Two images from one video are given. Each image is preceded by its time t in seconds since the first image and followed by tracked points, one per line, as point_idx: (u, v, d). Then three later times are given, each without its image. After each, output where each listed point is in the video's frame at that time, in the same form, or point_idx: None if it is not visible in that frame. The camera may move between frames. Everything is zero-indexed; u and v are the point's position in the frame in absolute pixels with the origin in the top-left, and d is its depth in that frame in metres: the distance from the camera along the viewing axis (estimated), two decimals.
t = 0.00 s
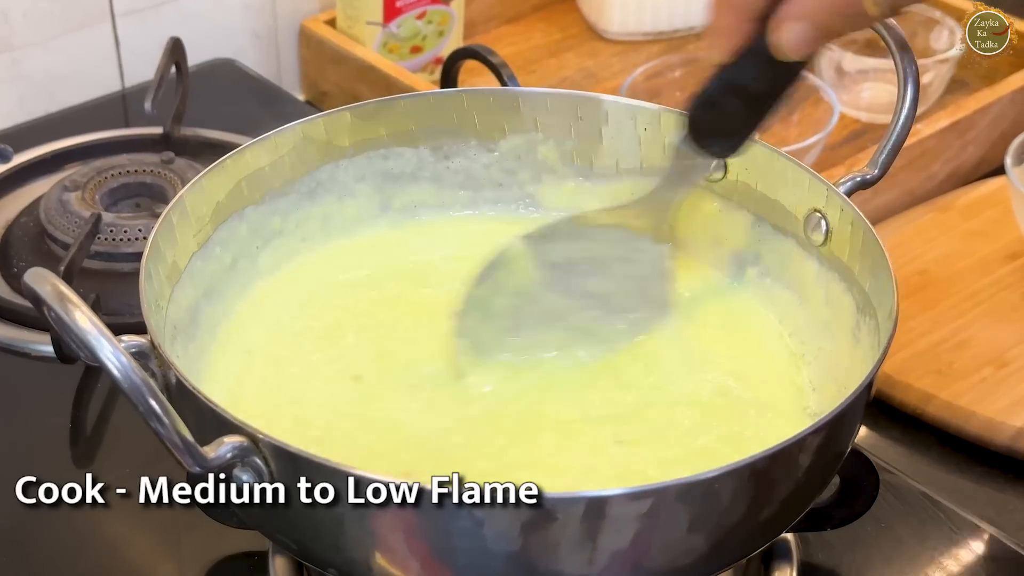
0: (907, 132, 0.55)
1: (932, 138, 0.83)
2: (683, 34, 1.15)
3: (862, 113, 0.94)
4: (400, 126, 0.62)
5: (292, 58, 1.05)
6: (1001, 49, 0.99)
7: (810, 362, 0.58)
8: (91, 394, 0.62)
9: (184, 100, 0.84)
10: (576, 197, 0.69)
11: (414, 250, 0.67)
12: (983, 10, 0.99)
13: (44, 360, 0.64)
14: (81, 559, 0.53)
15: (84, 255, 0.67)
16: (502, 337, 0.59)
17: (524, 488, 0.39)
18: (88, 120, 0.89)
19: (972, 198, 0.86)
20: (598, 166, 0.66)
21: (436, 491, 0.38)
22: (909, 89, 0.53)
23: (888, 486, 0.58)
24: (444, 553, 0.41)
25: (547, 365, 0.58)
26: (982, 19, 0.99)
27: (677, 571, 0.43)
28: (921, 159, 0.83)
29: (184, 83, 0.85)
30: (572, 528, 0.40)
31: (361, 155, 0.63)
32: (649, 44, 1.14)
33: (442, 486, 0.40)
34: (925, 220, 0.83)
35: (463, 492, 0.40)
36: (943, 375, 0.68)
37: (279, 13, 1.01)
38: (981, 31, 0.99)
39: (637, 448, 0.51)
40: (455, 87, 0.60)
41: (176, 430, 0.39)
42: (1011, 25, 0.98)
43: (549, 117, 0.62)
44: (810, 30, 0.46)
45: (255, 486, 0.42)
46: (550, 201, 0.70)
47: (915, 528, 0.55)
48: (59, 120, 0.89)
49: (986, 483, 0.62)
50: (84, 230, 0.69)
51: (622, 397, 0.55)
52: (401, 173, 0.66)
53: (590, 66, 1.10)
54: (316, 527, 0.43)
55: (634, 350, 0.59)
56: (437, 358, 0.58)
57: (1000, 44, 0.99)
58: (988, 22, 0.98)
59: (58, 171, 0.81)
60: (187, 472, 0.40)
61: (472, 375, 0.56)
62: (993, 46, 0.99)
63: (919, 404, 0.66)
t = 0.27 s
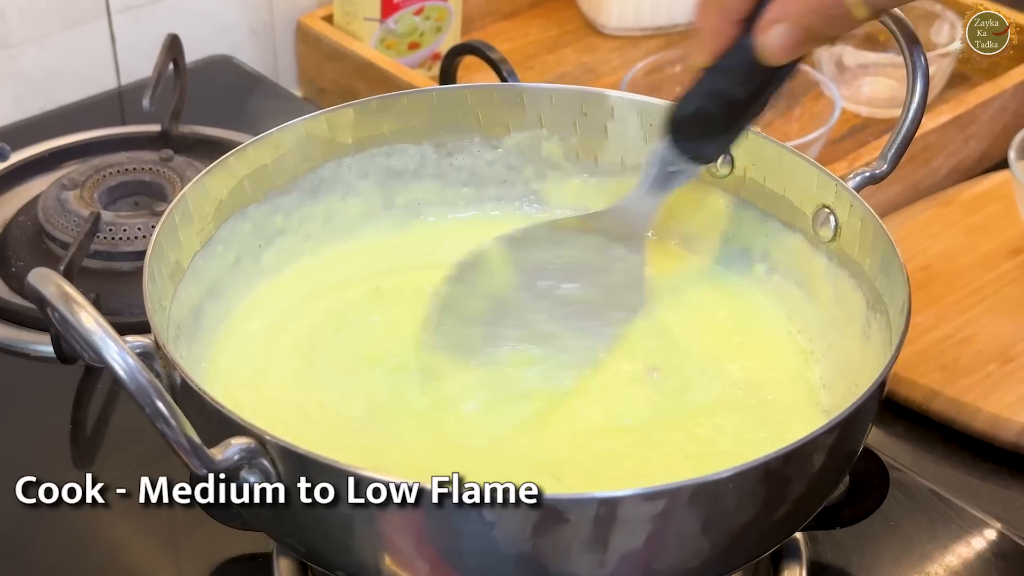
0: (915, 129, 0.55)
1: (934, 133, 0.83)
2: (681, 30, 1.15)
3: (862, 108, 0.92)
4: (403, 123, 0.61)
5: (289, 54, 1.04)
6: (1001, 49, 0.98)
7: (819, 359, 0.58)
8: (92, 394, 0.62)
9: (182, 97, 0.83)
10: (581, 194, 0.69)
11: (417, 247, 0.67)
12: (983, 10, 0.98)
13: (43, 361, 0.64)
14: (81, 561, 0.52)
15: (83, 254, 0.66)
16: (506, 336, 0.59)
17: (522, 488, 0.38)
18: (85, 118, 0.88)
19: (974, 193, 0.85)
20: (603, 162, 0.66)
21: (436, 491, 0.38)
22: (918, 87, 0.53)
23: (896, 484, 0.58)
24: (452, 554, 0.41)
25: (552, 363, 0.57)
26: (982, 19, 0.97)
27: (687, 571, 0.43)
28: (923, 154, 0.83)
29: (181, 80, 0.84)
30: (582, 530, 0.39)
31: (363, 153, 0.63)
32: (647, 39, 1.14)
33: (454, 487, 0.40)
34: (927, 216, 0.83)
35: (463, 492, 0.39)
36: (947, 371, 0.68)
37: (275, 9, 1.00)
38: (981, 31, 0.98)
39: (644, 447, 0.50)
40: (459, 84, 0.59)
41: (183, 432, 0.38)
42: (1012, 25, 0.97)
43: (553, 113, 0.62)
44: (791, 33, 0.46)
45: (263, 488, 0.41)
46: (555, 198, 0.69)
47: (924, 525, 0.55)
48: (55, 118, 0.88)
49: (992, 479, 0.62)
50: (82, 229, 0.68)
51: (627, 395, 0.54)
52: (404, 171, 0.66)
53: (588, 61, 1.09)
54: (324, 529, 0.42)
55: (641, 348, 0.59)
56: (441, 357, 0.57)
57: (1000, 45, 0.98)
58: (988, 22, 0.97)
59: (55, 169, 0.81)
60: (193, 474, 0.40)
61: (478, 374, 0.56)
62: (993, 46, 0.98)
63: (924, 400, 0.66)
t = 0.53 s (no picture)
0: (918, 122, 0.54)
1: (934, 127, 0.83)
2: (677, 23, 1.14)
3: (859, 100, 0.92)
4: (400, 117, 0.61)
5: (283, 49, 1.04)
6: (1001, 49, 0.98)
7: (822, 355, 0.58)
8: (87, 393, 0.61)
9: (177, 93, 0.82)
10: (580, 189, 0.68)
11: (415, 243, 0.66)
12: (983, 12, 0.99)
13: (38, 359, 0.63)
14: (78, 562, 0.52)
15: (78, 252, 0.65)
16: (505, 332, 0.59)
17: (522, 488, 0.38)
18: (78, 114, 0.87)
19: (973, 186, 0.85)
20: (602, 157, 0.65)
21: (437, 490, 0.37)
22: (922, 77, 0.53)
23: (900, 480, 0.57)
24: (454, 554, 0.40)
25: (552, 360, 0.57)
26: (981, 20, 0.99)
27: (691, 569, 0.42)
28: (923, 147, 0.82)
29: (176, 76, 0.83)
30: (586, 529, 0.39)
31: (360, 147, 0.62)
32: (644, 33, 1.13)
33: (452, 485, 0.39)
34: (926, 209, 0.82)
35: (463, 491, 0.39)
36: (948, 366, 0.67)
37: (270, 4, 0.99)
38: (981, 31, 0.99)
39: (646, 444, 0.50)
40: (457, 77, 0.59)
41: (181, 431, 0.38)
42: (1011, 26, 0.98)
43: (552, 108, 0.61)
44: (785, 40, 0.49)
45: (261, 488, 0.41)
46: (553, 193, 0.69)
47: (927, 521, 0.55)
48: (48, 114, 0.87)
49: (995, 474, 0.62)
50: (77, 226, 0.67)
51: (628, 392, 0.54)
52: (401, 166, 0.65)
53: (585, 55, 1.08)
54: (322, 529, 0.42)
55: (641, 342, 0.58)
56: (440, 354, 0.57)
57: (1000, 45, 0.98)
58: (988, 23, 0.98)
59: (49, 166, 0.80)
60: (191, 475, 0.39)
61: (478, 371, 0.55)
62: (993, 45, 0.98)
63: (925, 395, 0.65)
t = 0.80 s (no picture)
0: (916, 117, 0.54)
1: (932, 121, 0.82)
2: (672, 18, 1.14)
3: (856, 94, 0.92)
4: (394, 114, 0.60)
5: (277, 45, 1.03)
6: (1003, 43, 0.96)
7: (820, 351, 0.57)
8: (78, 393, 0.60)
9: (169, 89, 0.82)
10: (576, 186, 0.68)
11: (411, 240, 0.66)
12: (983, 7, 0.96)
13: (30, 360, 0.62)
14: (72, 563, 0.51)
15: (69, 250, 0.65)
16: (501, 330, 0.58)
17: (522, 488, 0.37)
18: (70, 111, 0.87)
19: (971, 180, 0.85)
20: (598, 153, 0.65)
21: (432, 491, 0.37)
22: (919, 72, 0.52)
23: (899, 477, 0.57)
24: (450, 556, 0.40)
25: (549, 358, 0.56)
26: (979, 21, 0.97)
27: (690, 569, 0.42)
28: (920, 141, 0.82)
29: (168, 72, 0.83)
30: (584, 529, 0.38)
31: (353, 145, 0.62)
32: (639, 28, 1.13)
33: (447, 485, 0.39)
34: (924, 204, 0.82)
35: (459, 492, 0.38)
36: (947, 362, 0.67)
37: None
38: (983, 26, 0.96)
39: (645, 442, 0.49)
40: (450, 74, 0.58)
41: (172, 433, 0.37)
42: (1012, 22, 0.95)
43: (547, 104, 0.61)
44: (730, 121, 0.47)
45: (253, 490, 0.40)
46: (548, 189, 0.68)
47: (927, 518, 0.54)
48: (40, 112, 0.86)
49: (994, 471, 0.61)
50: (68, 225, 0.67)
51: (626, 390, 0.53)
52: (395, 163, 0.65)
53: (580, 50, 1.08)
54: (316, 531, 0.41)
55: (638, 340, 0.58)
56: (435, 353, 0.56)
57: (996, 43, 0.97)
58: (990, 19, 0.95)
59: (40, 165, 0.79)
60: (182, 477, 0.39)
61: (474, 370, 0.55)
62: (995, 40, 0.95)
63: (924, 391, 0.65)
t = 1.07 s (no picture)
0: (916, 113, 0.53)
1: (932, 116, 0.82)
2: (670, 12, 1.13)
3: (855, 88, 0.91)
4: (388, 111, 0.60)
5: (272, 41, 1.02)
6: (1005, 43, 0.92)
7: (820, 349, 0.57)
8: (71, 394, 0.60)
9: (163, 86, 0.81)
10: (573, 182, 0.67)
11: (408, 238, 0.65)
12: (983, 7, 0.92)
13: (22, 360, 0.62)
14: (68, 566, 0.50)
15: (61, 249, 0.64)
16: (497, 329, 0.58)
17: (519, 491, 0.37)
18: (62, 109, 0.86)
19: (971, 174, 0.84)
20: (596, 149, 0.64)
21: (428, 494, 0.36)
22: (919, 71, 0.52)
23: (900, 475, 0.56)
24: (446, 558, 0.39)
25: (546, 358, 0.56)
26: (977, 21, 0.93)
27: (690, 570, 0.41)
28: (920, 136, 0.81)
29: (161, 69, 0.82)
30: (582, 531, 0.38)
31: (348, 142, 0.61)
32: (637, 22, 1.12)
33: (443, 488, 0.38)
34: (924, 198, 0.82)
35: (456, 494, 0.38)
36: (947, 357, 0.67)
37: None
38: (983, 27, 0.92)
39: (645, 442, 0.49)
40: (445, 69, 0.58)
41: (162, 436, 0.37)
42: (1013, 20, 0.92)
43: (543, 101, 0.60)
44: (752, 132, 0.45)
45: (246, 493, 0.40)
46: (545, 185, 0.68)
47: (928, 517, 0.54)
48: (32, 109, 0.86)
49: (996, 468, 0.61)
50: (61, 223, 0.66)
51: (626, 388, 0.53)
52: (390, 159, 0.64)
53: (578, 45, 1.07)
54: (310, 535, 0.41)
55: (636, 338, 0.57)
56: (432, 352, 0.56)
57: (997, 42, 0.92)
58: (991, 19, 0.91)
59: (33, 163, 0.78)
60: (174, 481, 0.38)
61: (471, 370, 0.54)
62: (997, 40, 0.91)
63: (924, 387, 0.65)
